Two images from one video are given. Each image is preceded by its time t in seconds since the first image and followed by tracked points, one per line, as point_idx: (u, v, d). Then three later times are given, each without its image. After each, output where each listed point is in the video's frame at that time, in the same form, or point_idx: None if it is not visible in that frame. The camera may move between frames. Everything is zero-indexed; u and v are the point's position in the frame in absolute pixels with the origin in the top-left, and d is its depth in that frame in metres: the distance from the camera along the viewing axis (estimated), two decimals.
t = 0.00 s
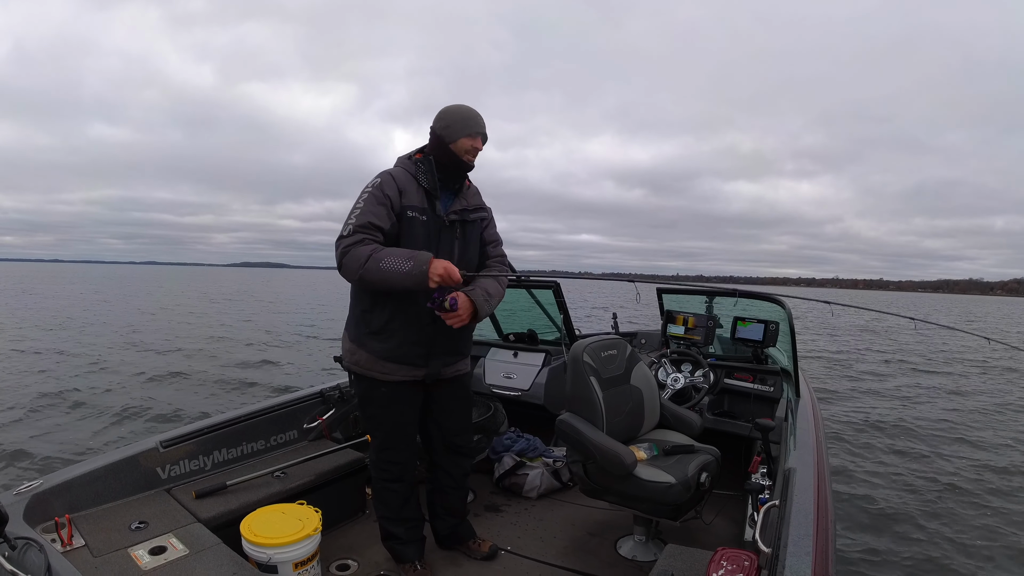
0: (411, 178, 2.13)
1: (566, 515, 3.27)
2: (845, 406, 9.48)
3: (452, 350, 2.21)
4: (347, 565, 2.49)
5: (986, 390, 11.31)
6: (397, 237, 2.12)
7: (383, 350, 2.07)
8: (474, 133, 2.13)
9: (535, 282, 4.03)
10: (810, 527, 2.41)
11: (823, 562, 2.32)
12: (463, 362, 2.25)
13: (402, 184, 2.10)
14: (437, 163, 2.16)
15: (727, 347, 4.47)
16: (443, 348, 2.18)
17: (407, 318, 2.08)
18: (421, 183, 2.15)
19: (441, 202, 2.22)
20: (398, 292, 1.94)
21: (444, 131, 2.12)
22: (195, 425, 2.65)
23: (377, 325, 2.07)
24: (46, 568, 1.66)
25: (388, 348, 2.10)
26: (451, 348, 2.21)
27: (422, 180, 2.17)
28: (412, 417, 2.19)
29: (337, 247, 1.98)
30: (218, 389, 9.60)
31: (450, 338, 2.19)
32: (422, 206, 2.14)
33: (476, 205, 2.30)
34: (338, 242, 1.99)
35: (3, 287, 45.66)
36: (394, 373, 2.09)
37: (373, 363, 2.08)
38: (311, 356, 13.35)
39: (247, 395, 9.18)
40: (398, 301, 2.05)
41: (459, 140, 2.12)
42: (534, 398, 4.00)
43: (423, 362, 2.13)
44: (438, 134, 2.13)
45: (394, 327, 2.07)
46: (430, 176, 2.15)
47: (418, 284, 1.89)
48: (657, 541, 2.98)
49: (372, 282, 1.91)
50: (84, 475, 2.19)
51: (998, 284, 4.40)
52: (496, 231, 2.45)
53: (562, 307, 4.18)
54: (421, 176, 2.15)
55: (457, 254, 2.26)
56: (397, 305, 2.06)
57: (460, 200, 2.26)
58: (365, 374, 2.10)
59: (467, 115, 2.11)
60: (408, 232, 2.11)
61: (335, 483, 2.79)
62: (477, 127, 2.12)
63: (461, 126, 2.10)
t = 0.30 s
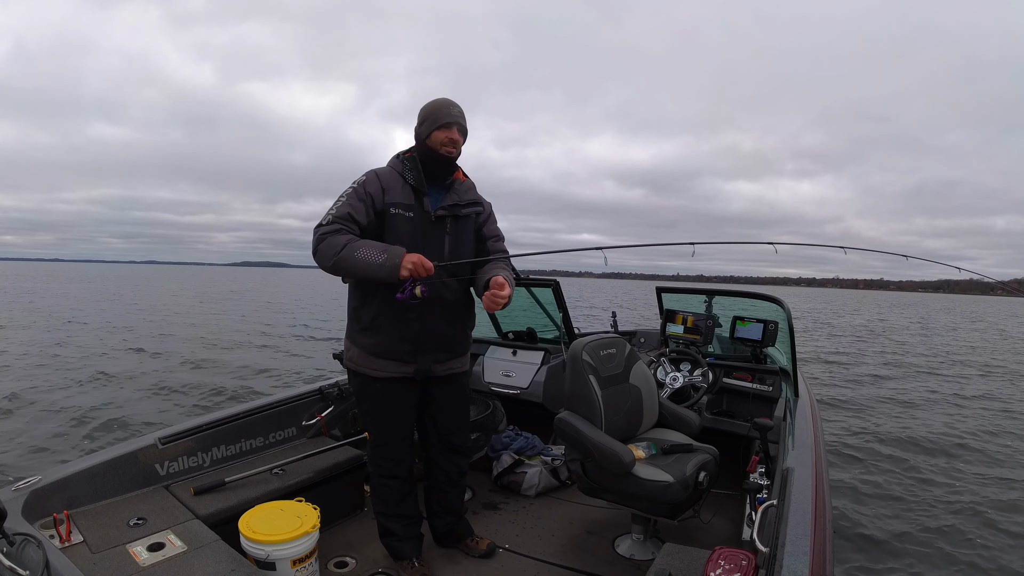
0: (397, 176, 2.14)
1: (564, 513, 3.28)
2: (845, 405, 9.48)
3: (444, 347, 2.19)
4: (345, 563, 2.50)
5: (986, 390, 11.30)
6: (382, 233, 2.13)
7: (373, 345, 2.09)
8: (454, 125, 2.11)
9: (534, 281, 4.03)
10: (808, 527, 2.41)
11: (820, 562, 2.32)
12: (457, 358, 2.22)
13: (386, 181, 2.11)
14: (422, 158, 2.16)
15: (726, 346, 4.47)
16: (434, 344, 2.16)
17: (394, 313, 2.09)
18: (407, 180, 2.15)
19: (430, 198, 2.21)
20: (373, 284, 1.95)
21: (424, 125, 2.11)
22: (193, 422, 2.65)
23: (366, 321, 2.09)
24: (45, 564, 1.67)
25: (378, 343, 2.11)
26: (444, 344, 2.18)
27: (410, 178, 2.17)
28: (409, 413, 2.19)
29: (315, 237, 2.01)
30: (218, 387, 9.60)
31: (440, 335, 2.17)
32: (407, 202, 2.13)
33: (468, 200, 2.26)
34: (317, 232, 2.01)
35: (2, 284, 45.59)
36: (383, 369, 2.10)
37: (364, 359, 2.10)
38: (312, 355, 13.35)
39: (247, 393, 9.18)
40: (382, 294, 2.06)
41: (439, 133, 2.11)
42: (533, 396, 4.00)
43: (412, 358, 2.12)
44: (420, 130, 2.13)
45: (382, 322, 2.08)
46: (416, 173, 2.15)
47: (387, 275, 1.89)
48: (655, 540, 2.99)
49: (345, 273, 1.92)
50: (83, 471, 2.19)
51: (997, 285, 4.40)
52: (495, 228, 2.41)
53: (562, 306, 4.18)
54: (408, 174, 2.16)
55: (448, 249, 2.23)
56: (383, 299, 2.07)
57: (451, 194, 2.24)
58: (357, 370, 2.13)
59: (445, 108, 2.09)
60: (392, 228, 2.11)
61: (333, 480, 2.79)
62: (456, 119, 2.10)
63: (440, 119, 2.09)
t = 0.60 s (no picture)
0: (389, 177, 2.15)
1: (564, 513, 3.28)
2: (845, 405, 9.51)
3: (439, 345, 2.18)
4: (344, 563, 2.50)
5: (986, 390, 11.30)
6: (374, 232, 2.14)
7: (369, 344, 2.09)
8: (444, 124, 2.11)
9: (534, 281, 4.02)
10: (807, 527, 2.42)
11: (820, 562, 2.32)
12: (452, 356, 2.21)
13: (377, 181, 2.12)
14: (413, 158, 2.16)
15: (726, 347, 4.48)
16: (427, 342, 2.15)
17: (386, 312, 2.09)
18: (399, 179, 2.16)
19: (423, 197, 2.21)
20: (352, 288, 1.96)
21: (414, 125, 2.12)
22: (193, 422, 2.65)
23: (361, 321, 2.10)
24: (44, 563, 1.67)
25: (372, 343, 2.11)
26: (438, 341, 2.17)
27: (402, 179, 2.18)
28: (408, 413, 2.19)
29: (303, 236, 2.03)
30: (218, 387, 9.59)
31: (434, 333, 2.16)
32: (397, 201, 2.14)
33: (463, 198, 2.26)
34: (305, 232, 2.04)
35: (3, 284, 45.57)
36: (379, 368, 2.10)
37: (361, 359, 2.11)
38: (311, 355, 13.35)
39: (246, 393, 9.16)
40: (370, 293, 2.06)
41: (429, 132, 2.11)
42: (532, 396, 4.00)
43: (408, 357, 2.12)
44: (411, 129, 2.13)
45: (374, 322, 2.09)
46: (407, 173, 2.16)
47: (360, 280, 1.89)
48: (654, 540, 2.99)
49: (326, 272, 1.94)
50: (82, 471, 2.19)
51: (997, 285, 4.40)
52: (492, 226, 2.40)
53: (561, 306, 4.17)
54: (399, 174, 2.17)
55: (442, 247, 2.22)
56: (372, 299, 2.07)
57: (444, 192, 2.23)
58: (354, 370, 2.14)
59: (434, 107, 2.09)
60: (383, 228, 2.12)
61: (333, 480, 2.79)
62: (446, 118, 2.09)
63: (429, 119, 2.09)
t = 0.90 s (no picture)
0: (382, 178, 2.16)
1: (564, 513, 3.28)
2: (845, 405, 9.51)
3: (436, 345, 2.17)
4: (344, 564, 2.50)
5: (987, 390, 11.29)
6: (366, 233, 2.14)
7: (365, 345, 2.10)
8: (439, 124, 2.10)
9: (533, 282, 4.02)
10: (807, 527, 2.42)
11: (820, 562, 2.33)
12: (449, 355, 2.21)
13: (370, 182, 2.13)
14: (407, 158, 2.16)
15: (725, 347, 4.48)
16: (423, 342, 2.15)
17: (380, 313, 2.09)
18: (393, 180, 2.16)
19: (417, 197, 2.20)
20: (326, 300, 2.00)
21: (408, 125, 2.11)
22: (192, 423, 2.65)
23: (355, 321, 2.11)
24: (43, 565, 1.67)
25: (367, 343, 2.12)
26: (434, 340, 2.17)
27: (395, 179, 2.18)
28: (407, 414, 2.20)
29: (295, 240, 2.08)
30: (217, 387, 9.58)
31: (430, 333, 2.16)
32: (390, 202, 2.13)
33: (458, 197, 2.25)
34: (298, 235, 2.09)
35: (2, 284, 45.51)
36: (376, 369, 2.10)
37: (358, 359, 2.12)
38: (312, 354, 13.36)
39: (246, 393, 9.15)
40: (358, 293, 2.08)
41: (423, 132, 2.10)
42: (532, 397, 4.00)
43: (404, 357, 2.12)
44: (405, 130, 2.13)
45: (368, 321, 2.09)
46: (401, 173, 2.16)
47: (329, 294, 1.92)
48: (654, 540, 2.99)
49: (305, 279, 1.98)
50: (82, 472, 2.19)
51: (998, 285, 4.39)
52: (489, 225, 2.38)
53: (561, 307, 4.17)
54: (393, 175, 2.17)
55: (436, 247, 2.22)
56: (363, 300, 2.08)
57: (439, 192, 2.22)
58: (350, 370, 2.15)
59: (429, 107, 2.08)
60: (376, 228, 2.12)
61: (332, 481, 2.79)
62: (441, 118, 2.09)
63: (423, 119, 2.08)
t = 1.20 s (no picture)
0: (377, 178, 2.15)
1: (564, 513, 3.28)
2: (846, 405, 9.50)
3: (433, 344, 2.17)
4: (344, 564, 2.50)
5: (987, 390, 11.30)
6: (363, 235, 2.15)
7: (363, 345, 2.10)
8: (434, 124, 2.10)
9: (532, 282, 4.02)
10: (807, 527, 2.42)
11: (819, 562, 2.33)
12: (447, 355, 2.20)
13: (365, 183, 2.13)
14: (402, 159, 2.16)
15: (725, 347, 4.49)
16: (420, 343, 2.15)
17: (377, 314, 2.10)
18: (387, 180, 2.15)
19: (412, 197, 2.20)
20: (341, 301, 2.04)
21: (403, 125, 2.11)
22: (192, 424, 2.66)
23: (353, 323, 2.11)
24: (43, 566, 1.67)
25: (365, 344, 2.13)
26: (431, 341, 2.17)
27: (390, 180, 2.17)
28: (405, 415, 2.20)
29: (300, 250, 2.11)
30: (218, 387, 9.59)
31: (427, 333, 2.16)
32: (386, 203, 2.14)
33: (453, 196, 2.25)
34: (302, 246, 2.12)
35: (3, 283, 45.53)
36: (374, 370, 2.10)
37: (356, 361, 2.12)
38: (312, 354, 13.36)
39: (246, 394, 9.15)
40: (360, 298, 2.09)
41: (419, 132, 2.11)
42: (532, 397, 4.00)
43: (402, 358, 2.12)
44: (400, 130, 2.13)
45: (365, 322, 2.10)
46: (395, 173, 2.16)
47: (346, 296, 1.97)
48: (653, 540, 2.99)
49: (319, 287, 2.02)
50: (81, 473, 2.20)
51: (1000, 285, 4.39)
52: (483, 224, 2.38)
53: (560, 307, 4.17)
54: (387, 175, 2.16)
55: (431, 247, 2.22)
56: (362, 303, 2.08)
57: (434, 191, 2.22)
58: (348, 371, 2.15)
59: (424, 107, 2.09)
60: (372, 229, 2.12)
61: (332, 481, 2.80)
62: (436, 117, 2.09)
63: (419, 119, 2.08)
